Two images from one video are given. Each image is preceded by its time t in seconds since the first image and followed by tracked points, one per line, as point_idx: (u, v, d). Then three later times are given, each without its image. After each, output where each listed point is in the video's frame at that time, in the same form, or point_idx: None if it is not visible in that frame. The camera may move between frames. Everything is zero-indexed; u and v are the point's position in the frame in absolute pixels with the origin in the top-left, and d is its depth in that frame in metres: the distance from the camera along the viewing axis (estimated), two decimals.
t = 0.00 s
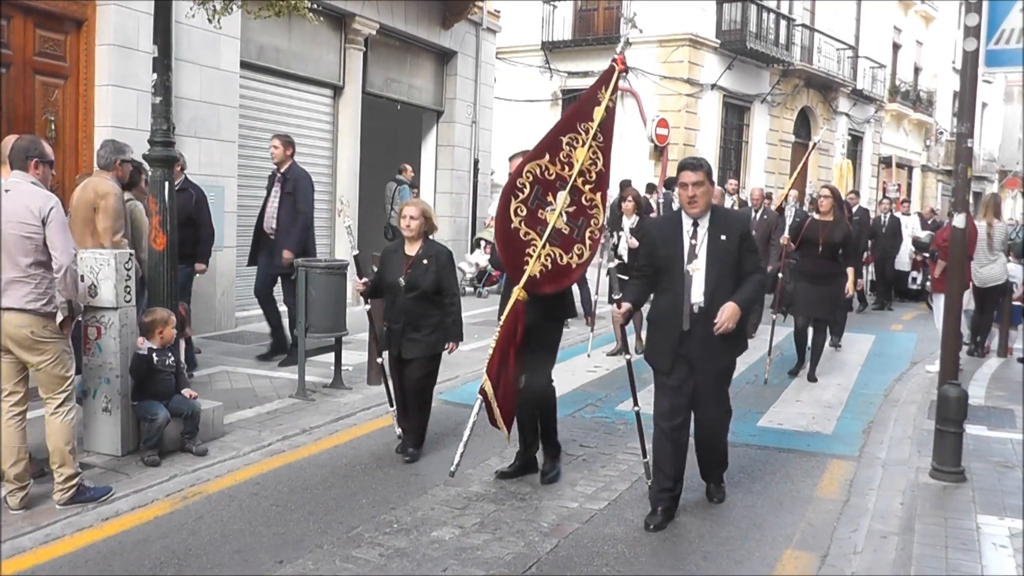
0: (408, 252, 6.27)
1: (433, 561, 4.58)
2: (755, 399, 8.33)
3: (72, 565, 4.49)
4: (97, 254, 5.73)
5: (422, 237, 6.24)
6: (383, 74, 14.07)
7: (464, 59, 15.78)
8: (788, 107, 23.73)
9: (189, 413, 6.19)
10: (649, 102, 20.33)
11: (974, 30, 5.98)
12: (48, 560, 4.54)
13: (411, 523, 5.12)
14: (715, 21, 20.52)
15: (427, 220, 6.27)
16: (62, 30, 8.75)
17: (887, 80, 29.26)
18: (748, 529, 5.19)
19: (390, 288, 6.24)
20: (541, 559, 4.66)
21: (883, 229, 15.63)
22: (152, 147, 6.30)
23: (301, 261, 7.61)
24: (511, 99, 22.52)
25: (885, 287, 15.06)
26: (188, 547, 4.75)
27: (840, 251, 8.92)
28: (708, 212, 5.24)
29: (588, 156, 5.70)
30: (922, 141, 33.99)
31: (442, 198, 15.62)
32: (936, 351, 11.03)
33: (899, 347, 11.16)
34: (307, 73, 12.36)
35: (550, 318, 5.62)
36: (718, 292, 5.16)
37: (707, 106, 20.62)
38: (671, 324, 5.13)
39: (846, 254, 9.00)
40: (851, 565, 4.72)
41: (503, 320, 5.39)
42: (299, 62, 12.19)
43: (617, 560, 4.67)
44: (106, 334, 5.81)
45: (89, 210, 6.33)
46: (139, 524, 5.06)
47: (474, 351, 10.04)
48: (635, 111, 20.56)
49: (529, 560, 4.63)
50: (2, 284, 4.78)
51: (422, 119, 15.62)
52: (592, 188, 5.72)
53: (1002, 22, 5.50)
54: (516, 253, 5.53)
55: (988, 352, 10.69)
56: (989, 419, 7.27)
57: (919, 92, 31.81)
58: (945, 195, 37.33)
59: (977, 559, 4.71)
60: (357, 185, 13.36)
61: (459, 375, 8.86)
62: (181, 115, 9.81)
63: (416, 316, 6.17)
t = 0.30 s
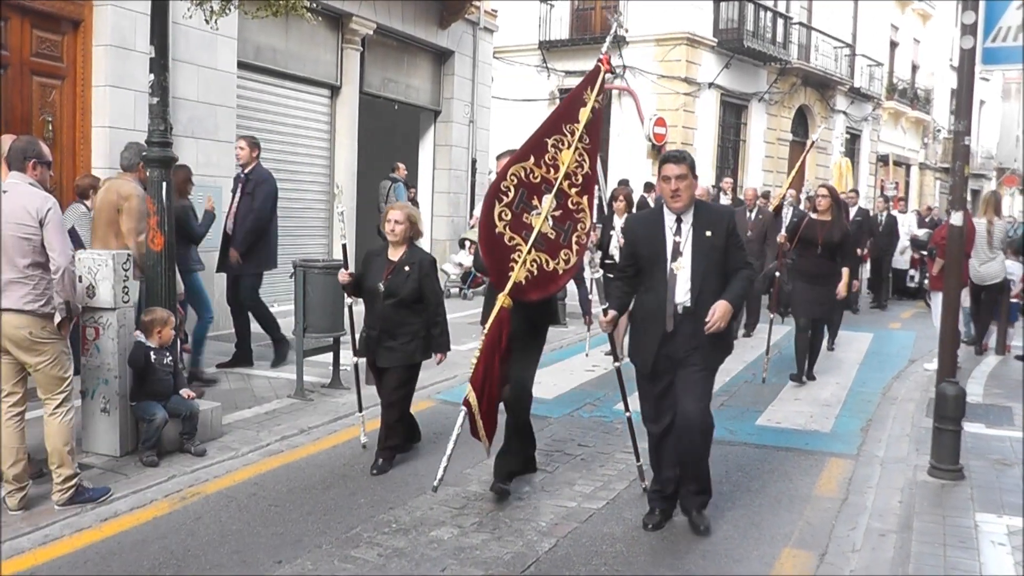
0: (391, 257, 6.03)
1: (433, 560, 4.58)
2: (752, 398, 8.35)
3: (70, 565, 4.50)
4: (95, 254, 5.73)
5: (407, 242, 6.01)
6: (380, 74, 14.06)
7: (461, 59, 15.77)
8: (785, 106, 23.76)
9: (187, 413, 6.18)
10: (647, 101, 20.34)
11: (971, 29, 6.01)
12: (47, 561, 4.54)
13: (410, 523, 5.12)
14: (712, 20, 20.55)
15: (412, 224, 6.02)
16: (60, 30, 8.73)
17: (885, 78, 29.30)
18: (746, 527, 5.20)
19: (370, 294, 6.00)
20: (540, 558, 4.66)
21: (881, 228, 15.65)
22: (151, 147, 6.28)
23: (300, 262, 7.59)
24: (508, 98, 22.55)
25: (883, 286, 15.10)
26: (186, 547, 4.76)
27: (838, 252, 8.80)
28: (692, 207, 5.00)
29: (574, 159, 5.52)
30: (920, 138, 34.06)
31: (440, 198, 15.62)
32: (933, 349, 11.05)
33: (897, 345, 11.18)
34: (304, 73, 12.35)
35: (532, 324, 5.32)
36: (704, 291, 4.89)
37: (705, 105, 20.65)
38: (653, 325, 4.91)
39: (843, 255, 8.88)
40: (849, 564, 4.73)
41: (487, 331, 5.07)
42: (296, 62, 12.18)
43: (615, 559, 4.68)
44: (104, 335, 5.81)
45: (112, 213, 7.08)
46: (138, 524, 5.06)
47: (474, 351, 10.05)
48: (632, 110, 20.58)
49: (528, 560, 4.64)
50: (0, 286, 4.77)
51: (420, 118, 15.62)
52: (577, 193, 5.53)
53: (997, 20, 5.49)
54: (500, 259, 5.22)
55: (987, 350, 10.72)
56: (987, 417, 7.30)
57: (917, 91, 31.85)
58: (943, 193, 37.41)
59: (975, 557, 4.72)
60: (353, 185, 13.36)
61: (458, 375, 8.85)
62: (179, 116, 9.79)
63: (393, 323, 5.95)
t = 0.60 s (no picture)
0: (373, 254, 5.92)
1: (431, 561, 4.58)
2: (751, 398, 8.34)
3: (67, 565, 4.50)
4: (93, 254, 5.75)
5: (390, 240, 5.90)
6: (379, 74, 14.07)
7: (460, 59, 15.78)
8: (783, 106, 23.77)
9: (185, 413, 6.17)
10: (645, 101, 20.34)
11: (970, 29, 6.01)
12: (45, 562, 4.53)
13: (408, 522, 5.13)
14: (710, 20, 20.56)
15: (394, 220, 5.93)
16: (58, 30, 8.73)
17: (883, 78, 29.32)
18: (744, 527, 5.21)
19: (353, 292, 5.89)
20: (538, 558, 4.66)
21: (880, 227, 15.67)
22: (149, 147, 6.28)
23: (297, 261, 7.56)
24: (507, 98, 22.55)
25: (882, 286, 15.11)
26: (185, 546, 4.76)
27: (834, 253, 8.77)
28: (687, 210, 4.73)
29: (568, 159, 5.30)
30: (918, 138, 34.09)
31: (439, 198, 15.63)
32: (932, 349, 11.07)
33: (895, 345, 11.19)
34: (303, 73, 12.36)
35: (517, 329, 5.21)
36: (692, 300, 4.63)
37: (703, 105, 20.65)
38: (639, 331, 4.68)
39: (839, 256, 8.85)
40: (847, 564, 4.74)
41: (464, 339, 5.00)
42: (295, 62, 12.19)
43: (614, 559, 4.68)
44: (103, 335, 5.81)
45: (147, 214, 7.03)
46: (136, 525, 5.05)
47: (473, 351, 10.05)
48: (631, 110, 20.58)
49: (526, 560, 4.64)
50: None
51: (418, 119, 15.63)
52: (571, 194, 5.30)
53: (995, 20, 5.49)
54: (484, 262, 5.12)
55: (986, 350, 10.72)
56: (985, 416, 7.30)
57: (915, 91, 31.88)
58: (941, 192, 37.44)
59: (973, 557, 4.73)
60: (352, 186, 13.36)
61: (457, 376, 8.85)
62: (177, 116, 9.79)
63: (379, 324, 5.84)
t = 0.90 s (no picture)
0: (344, 259, 5.72)
1: (428, 561, 4.58)
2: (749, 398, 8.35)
3: (65, 565, 4.49)
4: (92, 253, 5.77)
5: (359, 243, 5.70)
6: (378, 74, 14.06)
7: (458, 59, 15.77)
8: (781, 106, 23.78)
9: (182, 413, 6.16)
10: (643, 101, 20.35)
11: (968, 30, 6.01)
12: (42, 561, 4.52)
13: (407, 522, 5.12)
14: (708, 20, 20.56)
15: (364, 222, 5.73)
16: (56, 29, 8.73)
17: (881, 79, 29.33)
18: (742, 527, 5.21)
19: (323, 300, 5.67)
20: (535, 558, 4.66)
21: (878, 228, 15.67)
22: (148, 146, 6.27)
23: (301, 260, 7.58)
24: (505, 98, 22.55)
25: (880, 286, 15.12)
26: (183, 546, 4.76)
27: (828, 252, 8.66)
28: (691, 211, 4.56)
29: (564, 157, 5.05)
30: (916, 139, 34.13)
31: (437, 198, 15.63)
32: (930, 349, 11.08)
33: (893, 346, 11.21)
34: (302, 73, 12.37)
35: (505, 331, 5.05)
36: (686, 304, 4.46)
37: (701, 105, 20.65)
38: (629, 331, 4.54)
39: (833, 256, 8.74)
40: (845, 564, 4.74)
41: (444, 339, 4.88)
42: (293, 61, 12.19)
43: (612, 559, 4.68)
44: (101, 334, 5.80)
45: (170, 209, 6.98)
46: (133, 524, 5.04)
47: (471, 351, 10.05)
48: (629, 111, 20.59)
49: (523, 560, 4.64)
50: None
51: (416, 118, 15.63)
52: (565, 192, 5.06)
53: (993, 21, 5.50)
54: (470, 262, 5.00)
55: (984, 351, 10.73)
56: (982, 417, 7.31)
57: (913, 92, 31.91)
58: (940, 193, 37.46)
59: (970, 557, 4.73)
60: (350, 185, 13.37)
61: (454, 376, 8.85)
62: (176, 115, 9.79)
63: (352, 330, 5.60)
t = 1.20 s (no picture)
0: (320, 258, 5.62)
1: (426, 560, 4.57)
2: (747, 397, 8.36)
3: (63, 563, 4.49)
4: (91, 252, 5.78)
5: (335, 240, 5.60)
6: (377, 73, 14.07)
7: (457, 59, 15.77)
8: (781, 107, 23.78)
9: (181, 412, 6.15)
10: (642, 101, 20.35)
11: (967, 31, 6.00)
12: (39, 560, 4.52)
13: (405, 522, 5.12)
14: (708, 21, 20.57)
15: (340, 220, 5.63)
16: (55, 28, 8.72)
17: (881, 79, 29.34)
18: (739, 527, 5.22)
19: (300, 299, 5.58)
20: (533, 558, 4.66)
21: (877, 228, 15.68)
22: (147, 145, 6.26)
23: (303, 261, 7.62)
24: (505, 97, 22.55)
25: (878, 286, 15.14)
26: (180, 545, 4.75)
27: (825, 255, 8.45)
28: (687, 208, 4.40)
29: (547, 156, 4.97)
30: (915, 140, 34.16)
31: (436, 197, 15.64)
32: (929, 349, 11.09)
33: (892, 346, 11.21)
34: (302, 73, 12.38)
35: (489, 336, 4.97)
36: (687, 305, 4.30)
37: (700, 105, 20.65)
38: (628, 336, 4.35)
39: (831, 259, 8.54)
40: (843, 565, 4.74)
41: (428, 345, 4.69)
42: (293, 61, 12.20)
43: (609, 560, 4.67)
44: (100, 333, 5.80)
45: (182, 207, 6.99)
46: (131, 523, 5.04)
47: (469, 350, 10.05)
48: (629, 111, 20.60)
49: (521, 560, 4.63)
50: None
51: (416, 118, 15.64)
52: (547, 193, 4.97)
53: (992, 22, 5.51)
54: (450, 268, 4.89)
55: (982, 351, 10.74)
56: (981, 417, 7.32)
57: (912, 92, 31.94)
58: (939, 194, 37.49)
59: (968, 558, 4.73)
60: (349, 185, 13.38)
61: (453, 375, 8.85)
62: (175, 113, 9.80)
63: (328, 330, 5.51)
